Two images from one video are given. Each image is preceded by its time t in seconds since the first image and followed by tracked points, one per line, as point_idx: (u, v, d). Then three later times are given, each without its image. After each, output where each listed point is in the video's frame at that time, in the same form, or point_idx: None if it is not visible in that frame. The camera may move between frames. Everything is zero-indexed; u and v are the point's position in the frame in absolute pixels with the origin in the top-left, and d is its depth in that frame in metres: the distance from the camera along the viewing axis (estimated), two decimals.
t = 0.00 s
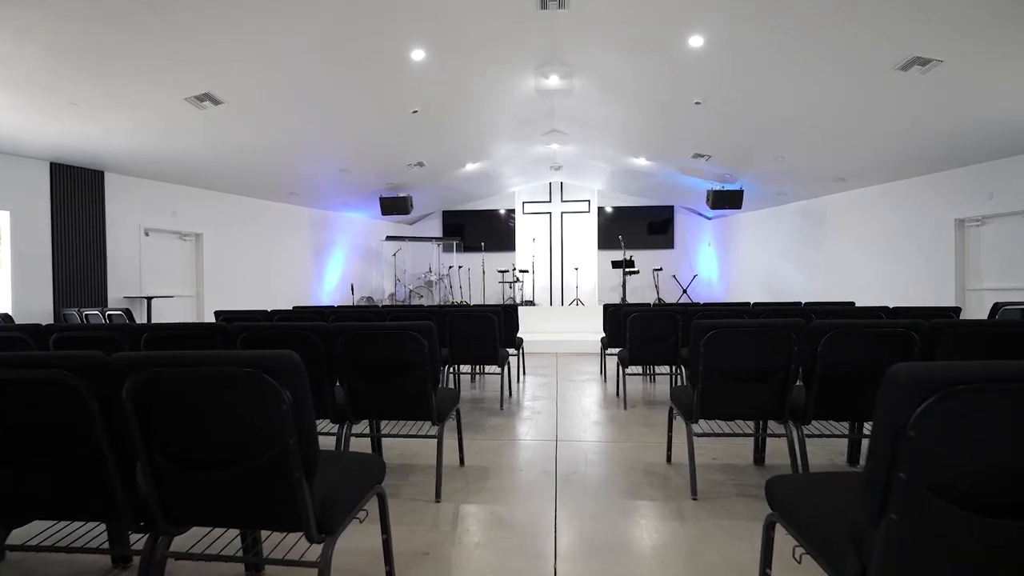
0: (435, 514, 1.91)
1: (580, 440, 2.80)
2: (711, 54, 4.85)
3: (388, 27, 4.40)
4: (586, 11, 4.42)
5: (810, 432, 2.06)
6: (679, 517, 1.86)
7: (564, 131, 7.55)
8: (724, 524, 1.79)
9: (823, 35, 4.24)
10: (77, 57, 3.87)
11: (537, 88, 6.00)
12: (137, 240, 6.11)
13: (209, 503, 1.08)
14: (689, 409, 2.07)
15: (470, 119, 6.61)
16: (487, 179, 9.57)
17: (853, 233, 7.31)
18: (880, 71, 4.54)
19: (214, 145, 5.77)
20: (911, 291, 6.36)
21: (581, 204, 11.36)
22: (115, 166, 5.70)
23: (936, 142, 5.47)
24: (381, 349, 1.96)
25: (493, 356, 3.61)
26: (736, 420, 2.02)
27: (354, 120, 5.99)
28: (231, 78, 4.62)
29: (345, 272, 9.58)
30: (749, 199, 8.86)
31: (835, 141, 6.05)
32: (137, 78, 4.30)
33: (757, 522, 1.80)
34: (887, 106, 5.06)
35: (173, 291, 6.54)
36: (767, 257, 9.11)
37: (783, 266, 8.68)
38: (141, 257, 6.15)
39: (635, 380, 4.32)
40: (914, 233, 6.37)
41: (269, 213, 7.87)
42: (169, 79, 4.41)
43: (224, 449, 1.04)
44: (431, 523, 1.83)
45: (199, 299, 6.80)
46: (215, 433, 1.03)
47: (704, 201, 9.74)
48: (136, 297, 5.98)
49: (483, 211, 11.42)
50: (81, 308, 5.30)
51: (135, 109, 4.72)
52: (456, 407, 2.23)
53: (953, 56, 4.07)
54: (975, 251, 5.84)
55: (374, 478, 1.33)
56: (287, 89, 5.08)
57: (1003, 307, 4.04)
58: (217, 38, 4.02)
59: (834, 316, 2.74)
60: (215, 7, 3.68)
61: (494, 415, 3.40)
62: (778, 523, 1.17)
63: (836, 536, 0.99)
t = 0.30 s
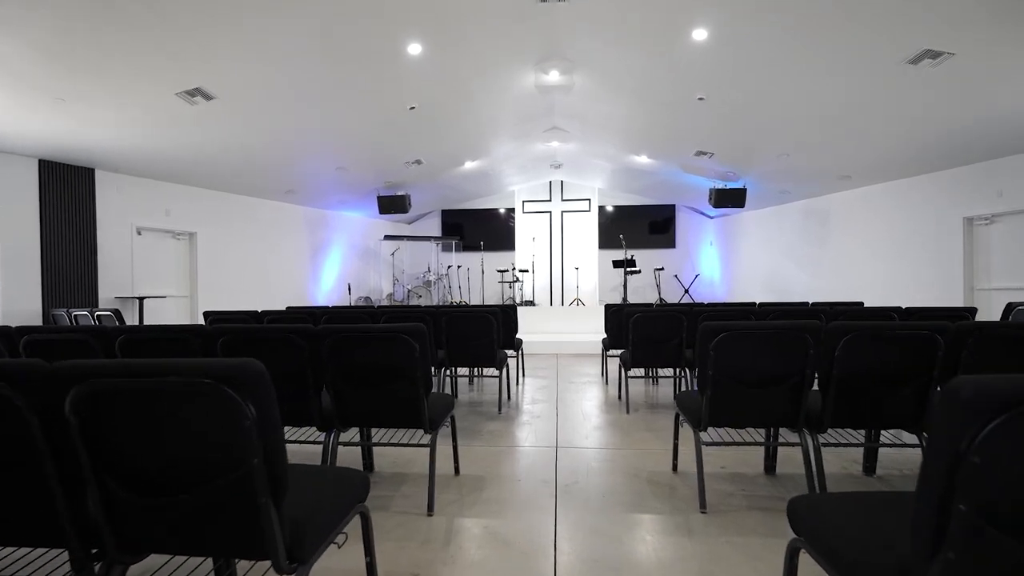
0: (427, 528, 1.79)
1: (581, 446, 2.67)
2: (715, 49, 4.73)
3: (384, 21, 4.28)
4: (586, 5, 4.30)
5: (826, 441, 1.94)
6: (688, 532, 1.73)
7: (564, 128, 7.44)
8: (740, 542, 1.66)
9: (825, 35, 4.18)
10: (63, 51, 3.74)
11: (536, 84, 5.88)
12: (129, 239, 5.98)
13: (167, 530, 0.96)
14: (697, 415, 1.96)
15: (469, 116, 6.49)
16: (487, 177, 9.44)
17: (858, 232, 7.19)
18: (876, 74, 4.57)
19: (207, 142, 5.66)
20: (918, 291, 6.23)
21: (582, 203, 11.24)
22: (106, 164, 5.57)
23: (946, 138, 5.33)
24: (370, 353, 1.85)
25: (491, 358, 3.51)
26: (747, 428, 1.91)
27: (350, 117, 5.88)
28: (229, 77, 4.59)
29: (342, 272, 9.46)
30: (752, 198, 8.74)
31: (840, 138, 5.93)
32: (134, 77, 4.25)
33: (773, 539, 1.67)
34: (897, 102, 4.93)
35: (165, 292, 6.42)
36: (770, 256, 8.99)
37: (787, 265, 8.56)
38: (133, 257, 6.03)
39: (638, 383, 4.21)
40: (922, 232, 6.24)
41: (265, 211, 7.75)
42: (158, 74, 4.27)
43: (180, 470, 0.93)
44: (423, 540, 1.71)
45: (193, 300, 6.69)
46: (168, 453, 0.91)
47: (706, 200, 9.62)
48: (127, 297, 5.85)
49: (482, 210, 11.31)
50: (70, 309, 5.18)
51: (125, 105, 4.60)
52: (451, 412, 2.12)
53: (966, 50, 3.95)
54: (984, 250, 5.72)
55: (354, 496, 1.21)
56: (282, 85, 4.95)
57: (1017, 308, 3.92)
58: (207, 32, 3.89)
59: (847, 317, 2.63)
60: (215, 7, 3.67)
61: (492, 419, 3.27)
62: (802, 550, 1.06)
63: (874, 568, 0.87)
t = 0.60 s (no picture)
0: (416, 548, 1.64)
1: (582, 456, 2.52)
2: (720, 41, 4.59)
3: (380, 12, 4.14)
4: None
5: (847, 453, 1.80)
6: (698, 553, 1.59)
7: (565, 125, 7.30)
8: (758, 565, 1.51)
9: (827, 29, 4.15)
10: (44, 41, 3.59)
11: (536, 78, 5.74)
12: (120, 237, 5.85)
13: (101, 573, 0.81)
14: (708, 425, 1.82)
15: (467, 112, 6.35)
16: (486, 175, 9.31)
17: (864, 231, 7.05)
18: (886, 66, 4.43)
19: (198, 138, 5.52)
20: (928, 291, 6.09)
21: (582, 202, 11.11)
22: (95, 160, 5.43)
23: (957, 133, 5.19)
24: (353, 356, 1.71)
25: (488, 360, 3.37)
26: (762, 438, 1.77)
27: (346, 112, 5.73)
28: (219, 71, 4.45)
29: (339, 271, 9.32)
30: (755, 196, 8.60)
31: (848, 134, 5.79)
32: (121, 69, 4.10)
33: (793, 562, 1.53)
34: (909, 96, 4.77)
35: (156, 291, 6.28)
36: (774, 255, 8.85)
37: (791, 265, 8.42)
38: (123, 255, 5.90)
39: (640, 386, 4.07)
40: (932, 231, 6.10)
41: (260, 209, 7.61)
42: (145, 66, 4.12)
43: (111, 502, 0.78)
44: (410, 562, 1.57)
45: (185, 299, 6.56)
46: (95, 483, 0.77)
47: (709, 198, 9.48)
48: (116, 297, 5.70)
49: (482, 209, 11.17)
50: (57, 308, 5.04)
51: (111, 98, 4.45)
52: (444, 420, 1.98)
53: (983, 40, 3.81)
54: (996, 249, 5.57)
55: (323, 517, 1.08)
56: (275, 79, 4.82)
57: None
58: (196, 23, 3.74)
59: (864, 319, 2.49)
60: (208, 1, 3.57)
61: (489, 426, 3.13)
62: None
63: None
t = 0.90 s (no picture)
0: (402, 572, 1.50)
1: (584, 465, 2.38)
2: (726, 32, 4.44)
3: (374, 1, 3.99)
4: None
5: (874, 467, 1.65)
6: None
7: (565, 121, 7.15)
8: None
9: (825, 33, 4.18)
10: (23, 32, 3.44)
11: (536, 72, 5.59)
12: (110, 235, 5.71)
13: None
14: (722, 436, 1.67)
15: (465, 107, 6.20)
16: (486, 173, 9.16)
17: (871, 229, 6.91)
18: (899, 58, 4.29)
19: (189, 134, 5.38)
20: (938, 290, 5.95)
21: (583, 200, 10.97)
22: (83, 156, 5.28)
23: (970, 128, 5.05)
24: (335, 363, 1.56)
25: (485, 363, 3.22)
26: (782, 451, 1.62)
27: (341, 106, 5.59)
28: (209, 63, 4.30)
29: (336, 270, 9.18)
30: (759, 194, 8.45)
31: (856, 129, 5.64)
32: (106, 61, 3.96)
33: None
34: (922, 89, 4.63)
35: (148, 291, 6.14)
36: (778, 254, 8.70)
37: (795, 264, 8.28)
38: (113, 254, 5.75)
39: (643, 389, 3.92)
40: (942, 229, 5.95)
41: (254, 207, 7.47)
42: (131, 58, 3.97)
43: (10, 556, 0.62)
44: None
45: (178, 299, 6.42)
46: None
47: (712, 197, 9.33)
48: (106, 297, 5.55)
49: (481, 207, 11.03)
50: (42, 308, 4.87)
51: (97, 91, 4.31)
52: (436, 429, 1.83)
53: (1001, 28, 3.66)
54: (1009, 248, 5.43)
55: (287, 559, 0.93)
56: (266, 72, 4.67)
57: None
58: (184, 12, 3.59)
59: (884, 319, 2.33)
60: None
61: (486, 432, 2.98)
62: None
63: None
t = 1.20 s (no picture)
0: None
1: (588, 474, 2.26)
2: (732, 25, 4.31)
3: None
4: None
5: (902, 482, 1.53)
6: None
7: (566, 118, 7.03)
8: None
9: (834, 24, 4.04)
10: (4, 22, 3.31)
11: (536, 68, 5.47)
12: (101, 234, 5.58)
13: None
14: (738, 446, 1.55)
15: (464, 103, 6.08)
16: (486, 171, 9.05)
17: (877, 228, 6.79)
18: (912, 50, 4.15)
19: (181, 130, 5.25)
20: (947, 291, 5.83)
21: (584, 199, 10.86)
22: (73, 153, 5.16)
23: (982, 124, 4.92)
24: (322, 369, 1.45)
25: (484, 366, 3.11)
26: (801, 463, 1.50)
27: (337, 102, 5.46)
28: (200, 57, 4.17)
29: (334, 270, 9.07)
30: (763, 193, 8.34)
31: (864, 125, 5.51)
32: (92, 54, 3.82)
33: None
34: (933, 84, 4.51)
35: (141, 291, 6.02)
36: (782, 254, 8.59)
37: (800, 263, 8.16)
38: (104, 253, 5.63)
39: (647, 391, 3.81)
40: (951, 228, 5.83)
41: (250, 206, 7.36)
42: (119, 51, 3.84)
43: None
44: None
45: (171, 299, 6.30)
46: None
47: (715, 195, 9.21)
48: (97, 298, 5.42)
49: (481, 206, 10.92)
50: (29, 309, 4.59)
51: (85, 86, 4.18)
52: (430, 439, 1.71)
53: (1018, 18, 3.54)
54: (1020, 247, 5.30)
55: None
56: (260, 68, 4.54)
57: None
58: (172, 2, 3.45)
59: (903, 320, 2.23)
60: None
61: (484, 437, 2.86)
62: None
63: None
